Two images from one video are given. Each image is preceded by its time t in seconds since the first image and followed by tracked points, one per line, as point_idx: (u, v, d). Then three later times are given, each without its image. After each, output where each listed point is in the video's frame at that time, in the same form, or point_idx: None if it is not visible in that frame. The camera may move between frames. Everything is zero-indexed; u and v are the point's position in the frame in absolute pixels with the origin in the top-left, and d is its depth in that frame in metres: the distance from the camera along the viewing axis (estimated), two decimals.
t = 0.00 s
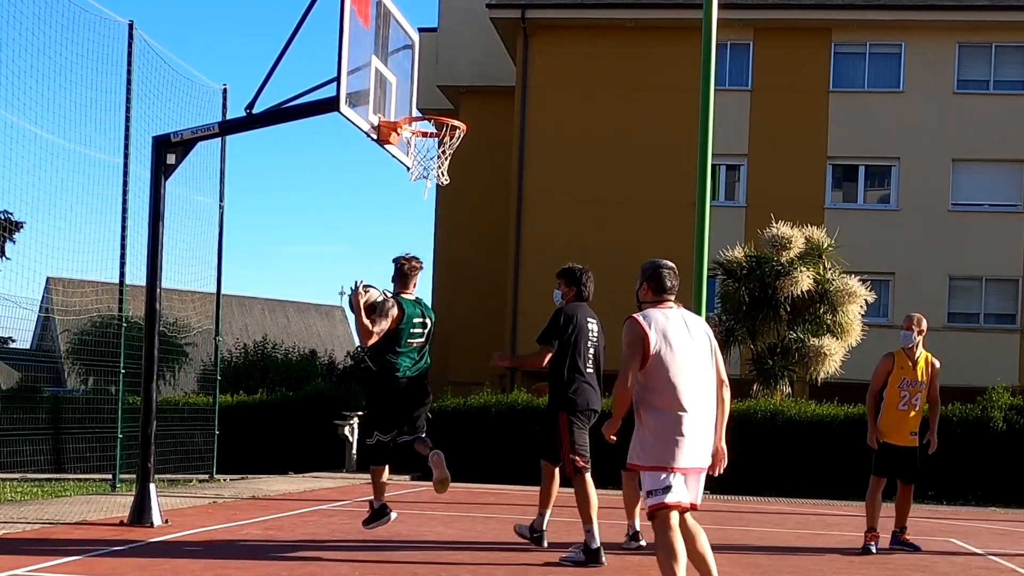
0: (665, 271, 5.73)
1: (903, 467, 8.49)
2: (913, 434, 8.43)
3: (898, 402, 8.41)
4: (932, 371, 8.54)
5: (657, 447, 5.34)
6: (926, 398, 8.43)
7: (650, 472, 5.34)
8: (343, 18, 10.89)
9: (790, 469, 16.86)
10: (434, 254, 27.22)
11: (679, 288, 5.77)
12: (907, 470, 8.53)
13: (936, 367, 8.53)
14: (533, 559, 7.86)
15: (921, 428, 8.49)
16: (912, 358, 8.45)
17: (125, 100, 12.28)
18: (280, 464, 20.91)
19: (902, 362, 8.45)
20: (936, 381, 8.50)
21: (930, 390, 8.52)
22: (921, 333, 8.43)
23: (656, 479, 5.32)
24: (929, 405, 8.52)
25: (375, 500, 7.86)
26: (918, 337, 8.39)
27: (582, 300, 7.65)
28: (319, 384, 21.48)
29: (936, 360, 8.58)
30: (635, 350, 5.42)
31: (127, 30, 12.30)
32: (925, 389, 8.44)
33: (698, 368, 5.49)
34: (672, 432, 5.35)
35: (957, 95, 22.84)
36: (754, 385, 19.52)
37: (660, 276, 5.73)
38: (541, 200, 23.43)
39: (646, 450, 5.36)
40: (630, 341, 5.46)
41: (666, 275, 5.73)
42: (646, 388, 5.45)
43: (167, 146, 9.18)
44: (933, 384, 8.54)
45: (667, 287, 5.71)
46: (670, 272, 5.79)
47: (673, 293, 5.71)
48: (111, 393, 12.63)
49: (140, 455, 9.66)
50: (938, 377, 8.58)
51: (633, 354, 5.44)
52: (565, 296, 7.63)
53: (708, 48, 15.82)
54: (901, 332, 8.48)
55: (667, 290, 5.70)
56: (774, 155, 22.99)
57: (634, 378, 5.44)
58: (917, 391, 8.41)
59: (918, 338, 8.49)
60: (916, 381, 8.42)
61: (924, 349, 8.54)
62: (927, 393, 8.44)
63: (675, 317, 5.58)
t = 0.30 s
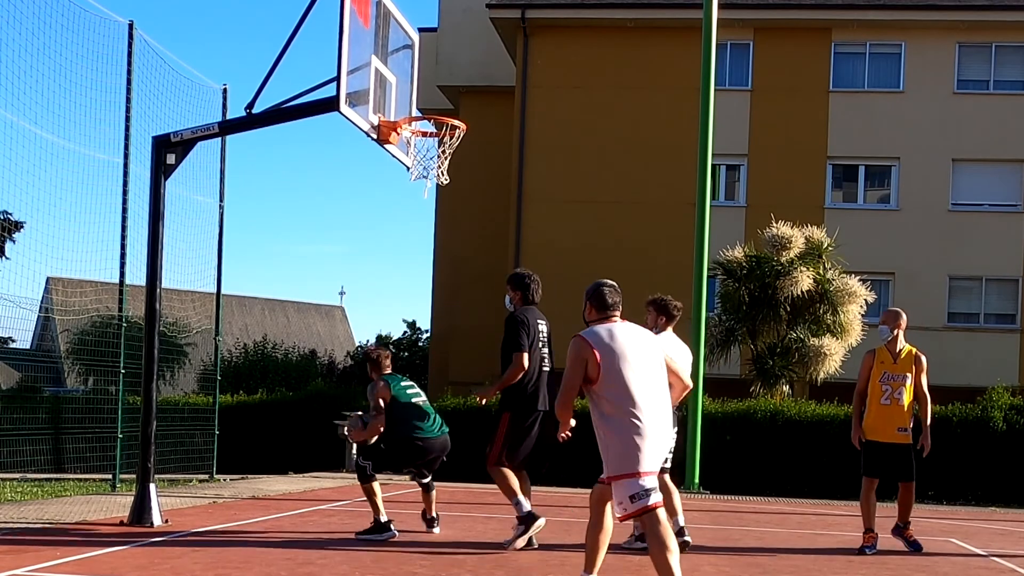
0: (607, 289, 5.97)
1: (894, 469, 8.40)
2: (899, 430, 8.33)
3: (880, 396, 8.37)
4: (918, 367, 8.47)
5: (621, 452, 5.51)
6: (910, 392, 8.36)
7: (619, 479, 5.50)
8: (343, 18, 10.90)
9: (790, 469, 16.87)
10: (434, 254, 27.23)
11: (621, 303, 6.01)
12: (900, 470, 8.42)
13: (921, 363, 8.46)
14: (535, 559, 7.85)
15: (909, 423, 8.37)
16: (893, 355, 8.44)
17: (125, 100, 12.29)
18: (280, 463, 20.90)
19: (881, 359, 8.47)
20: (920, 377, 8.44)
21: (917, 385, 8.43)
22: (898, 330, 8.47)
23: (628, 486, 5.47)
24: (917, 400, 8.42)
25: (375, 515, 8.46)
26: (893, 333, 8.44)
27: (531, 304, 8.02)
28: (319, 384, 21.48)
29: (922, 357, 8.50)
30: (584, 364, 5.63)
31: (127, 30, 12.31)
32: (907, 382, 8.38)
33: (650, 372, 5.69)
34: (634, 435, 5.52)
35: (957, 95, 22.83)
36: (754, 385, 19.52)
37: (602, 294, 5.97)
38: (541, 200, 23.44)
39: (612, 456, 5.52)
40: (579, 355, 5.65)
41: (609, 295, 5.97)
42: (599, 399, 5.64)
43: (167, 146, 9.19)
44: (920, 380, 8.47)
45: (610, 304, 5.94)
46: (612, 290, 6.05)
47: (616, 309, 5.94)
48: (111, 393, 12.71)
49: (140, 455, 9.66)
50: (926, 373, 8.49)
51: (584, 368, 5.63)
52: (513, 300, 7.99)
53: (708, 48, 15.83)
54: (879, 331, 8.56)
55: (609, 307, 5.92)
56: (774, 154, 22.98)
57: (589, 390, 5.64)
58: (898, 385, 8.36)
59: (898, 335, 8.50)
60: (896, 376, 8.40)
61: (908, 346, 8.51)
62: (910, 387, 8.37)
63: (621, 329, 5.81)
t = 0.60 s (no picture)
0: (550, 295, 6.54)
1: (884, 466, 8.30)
2: (890, 426, 8.28)
3: (870, 393, 8.38)
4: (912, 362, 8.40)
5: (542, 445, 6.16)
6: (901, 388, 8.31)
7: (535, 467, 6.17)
8: (343, 18, 10.90)
9: (789, 468, 16.88)
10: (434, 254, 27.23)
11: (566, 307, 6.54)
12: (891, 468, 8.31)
13: (914, 359, 8.36)
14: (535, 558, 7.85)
15: (903, 419, 8.30)
16: (883, 351, 8.44)
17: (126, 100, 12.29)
18: (280, 463, 20.90)
19: (873, 356, 8.48)
20: (915, 373, 8.34)
21: (910, 381, 8.35)
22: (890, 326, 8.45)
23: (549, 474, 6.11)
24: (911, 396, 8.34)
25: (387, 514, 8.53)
26: (882, 329, 8.43)
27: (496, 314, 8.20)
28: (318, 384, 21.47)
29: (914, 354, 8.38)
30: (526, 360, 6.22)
31: (127, 30, 12.31)
32: (899, 378, 8.34)
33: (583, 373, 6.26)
34: (560, 429, 6.13)
35: (956, 95, 22.84)
36: (754, 385, 19.53)
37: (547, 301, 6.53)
38: (541, 199, 23.44)
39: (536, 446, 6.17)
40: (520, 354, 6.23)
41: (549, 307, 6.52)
42: (534, 393, 6.26)
43: (167, 146, 9.19)
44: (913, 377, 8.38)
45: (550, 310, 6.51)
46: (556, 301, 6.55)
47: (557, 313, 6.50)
48: (111, 394, 12.71)
49: (140, 455, 9.66)
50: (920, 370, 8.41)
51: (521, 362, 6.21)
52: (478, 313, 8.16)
53: (708, 48, 15.82)
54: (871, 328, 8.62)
55: (552, 310, 6.49)
56: (774, 154, 22.97)
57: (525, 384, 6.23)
58: (889, 381, 8.34)
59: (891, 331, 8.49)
60: (887, 372, 8.38)
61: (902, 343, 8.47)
62: (902, 382, 8.32)
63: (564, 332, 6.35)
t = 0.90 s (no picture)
0: (504, 289, 6.73)
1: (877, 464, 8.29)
2: (887, 425, 8.27)
3: (870, 393, 8.40)
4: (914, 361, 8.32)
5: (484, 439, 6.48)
6: (898, 387, 8.26)
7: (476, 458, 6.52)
8: (343, 17, 10.90)
9: (789, 468, 16.88)
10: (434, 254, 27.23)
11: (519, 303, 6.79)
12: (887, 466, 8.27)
13: (914, 357, 8.25)
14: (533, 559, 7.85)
15: (900, 418, 8.24)
16: (884, 349, 8.43)
17: (126, 100, 12.29)
18: (280, 464, 20.90)
19: (875, 355, 8.49)
20: (917, 370, 8.22)
21: (909, 380, 8.28)
22: (892, 324, 8.41)
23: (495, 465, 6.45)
24: (911, 395, 8.27)
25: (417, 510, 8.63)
26: (885, 326, 8.40)
27: (478, 313, 7.70)
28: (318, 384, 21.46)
29: (917, 352, 8.29)
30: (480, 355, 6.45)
31: (127, 30, 12.32)
32: (898, 377, 8.31)
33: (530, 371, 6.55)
34: (504, 422, 6.45)
35: (956, 95, 22.83)
36: (754, 385, 19.53)
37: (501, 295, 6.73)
38: (540, 199, 23.43)
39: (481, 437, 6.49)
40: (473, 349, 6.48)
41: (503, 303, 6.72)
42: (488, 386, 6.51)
43: (167, 146, 9.19)
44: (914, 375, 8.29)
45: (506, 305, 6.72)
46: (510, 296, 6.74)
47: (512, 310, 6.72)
48: (111, 394, 12.75)
49: (139, 455, 9.65)
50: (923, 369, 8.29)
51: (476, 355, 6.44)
52: (460, 311, 7.69)
53: (708, 48, 15.82)
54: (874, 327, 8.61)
55: (507, 304, 6.71)
56: (773, 154, 22.98)
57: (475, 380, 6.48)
58: (887, 380, 8.35)
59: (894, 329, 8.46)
60: (885, 371, 8.38)
61: (906, 342, 8.40)
62: (901, 382, 8.29)
63: (515, 328, 6.62)
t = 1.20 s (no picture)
0: (482, 291, 6.94)
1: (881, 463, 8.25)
2: (885, 425, 8.23)
3: (871, 393, 8.41)
4: (912, 358, 8.25)
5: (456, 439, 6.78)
6: (895, 386, 8.24)
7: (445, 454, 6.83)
8: (343, 18, 10.90)
9: (788, 468, 16.90)
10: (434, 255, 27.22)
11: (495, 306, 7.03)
12: (889, 466, 8.23)
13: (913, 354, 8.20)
14: (534, 559, 7.86)
15: (897, 417, 8.21)
16: (885, 348, 8.42)
17: (126, 100, 12.30)
18: (280, 464, 20.90)
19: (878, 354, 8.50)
20: (916, 368, 8.17)
21: (908, 378, 8.23)
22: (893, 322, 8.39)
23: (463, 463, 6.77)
24: (909, 393, 8.21)
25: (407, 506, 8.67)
26: (885, 324, 8.38)
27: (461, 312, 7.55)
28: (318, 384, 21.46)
29: (917, 350, 8.23)
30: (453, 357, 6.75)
31: (127, 30, 12.32)
32: (896, 375, 8.29)
33: (501, 372, 6.86)
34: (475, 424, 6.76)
35: (956, 95, 22.83)
36: (754, 385, 19.54)
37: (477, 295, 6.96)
38: (540, 199, 23.43)
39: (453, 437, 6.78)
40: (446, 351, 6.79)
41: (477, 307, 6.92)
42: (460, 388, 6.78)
43: (167, 146, 9.19)
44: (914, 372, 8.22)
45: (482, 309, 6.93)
46: (489, 297, 6.95)
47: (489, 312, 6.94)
48: (111, 394, 12.72)
49: (140, 455, 9.66)
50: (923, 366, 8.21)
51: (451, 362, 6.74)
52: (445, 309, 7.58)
53: (708, 48, 15.82)
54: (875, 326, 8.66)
55: (482, 308, 6.91)
56: (773, 154, 22.98)
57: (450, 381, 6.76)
58: (886, 379, 8.35)
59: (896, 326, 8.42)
60: (885, 370, 8.36)
61: (908, 340, 8.35)
62: (898, 379, 8.27)
63: (490, 332, 6.89)
